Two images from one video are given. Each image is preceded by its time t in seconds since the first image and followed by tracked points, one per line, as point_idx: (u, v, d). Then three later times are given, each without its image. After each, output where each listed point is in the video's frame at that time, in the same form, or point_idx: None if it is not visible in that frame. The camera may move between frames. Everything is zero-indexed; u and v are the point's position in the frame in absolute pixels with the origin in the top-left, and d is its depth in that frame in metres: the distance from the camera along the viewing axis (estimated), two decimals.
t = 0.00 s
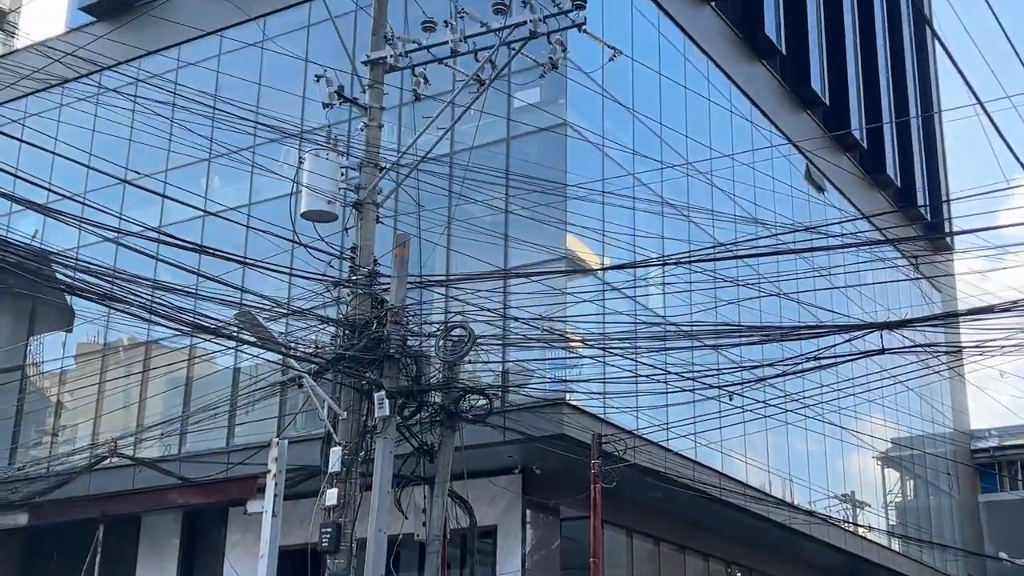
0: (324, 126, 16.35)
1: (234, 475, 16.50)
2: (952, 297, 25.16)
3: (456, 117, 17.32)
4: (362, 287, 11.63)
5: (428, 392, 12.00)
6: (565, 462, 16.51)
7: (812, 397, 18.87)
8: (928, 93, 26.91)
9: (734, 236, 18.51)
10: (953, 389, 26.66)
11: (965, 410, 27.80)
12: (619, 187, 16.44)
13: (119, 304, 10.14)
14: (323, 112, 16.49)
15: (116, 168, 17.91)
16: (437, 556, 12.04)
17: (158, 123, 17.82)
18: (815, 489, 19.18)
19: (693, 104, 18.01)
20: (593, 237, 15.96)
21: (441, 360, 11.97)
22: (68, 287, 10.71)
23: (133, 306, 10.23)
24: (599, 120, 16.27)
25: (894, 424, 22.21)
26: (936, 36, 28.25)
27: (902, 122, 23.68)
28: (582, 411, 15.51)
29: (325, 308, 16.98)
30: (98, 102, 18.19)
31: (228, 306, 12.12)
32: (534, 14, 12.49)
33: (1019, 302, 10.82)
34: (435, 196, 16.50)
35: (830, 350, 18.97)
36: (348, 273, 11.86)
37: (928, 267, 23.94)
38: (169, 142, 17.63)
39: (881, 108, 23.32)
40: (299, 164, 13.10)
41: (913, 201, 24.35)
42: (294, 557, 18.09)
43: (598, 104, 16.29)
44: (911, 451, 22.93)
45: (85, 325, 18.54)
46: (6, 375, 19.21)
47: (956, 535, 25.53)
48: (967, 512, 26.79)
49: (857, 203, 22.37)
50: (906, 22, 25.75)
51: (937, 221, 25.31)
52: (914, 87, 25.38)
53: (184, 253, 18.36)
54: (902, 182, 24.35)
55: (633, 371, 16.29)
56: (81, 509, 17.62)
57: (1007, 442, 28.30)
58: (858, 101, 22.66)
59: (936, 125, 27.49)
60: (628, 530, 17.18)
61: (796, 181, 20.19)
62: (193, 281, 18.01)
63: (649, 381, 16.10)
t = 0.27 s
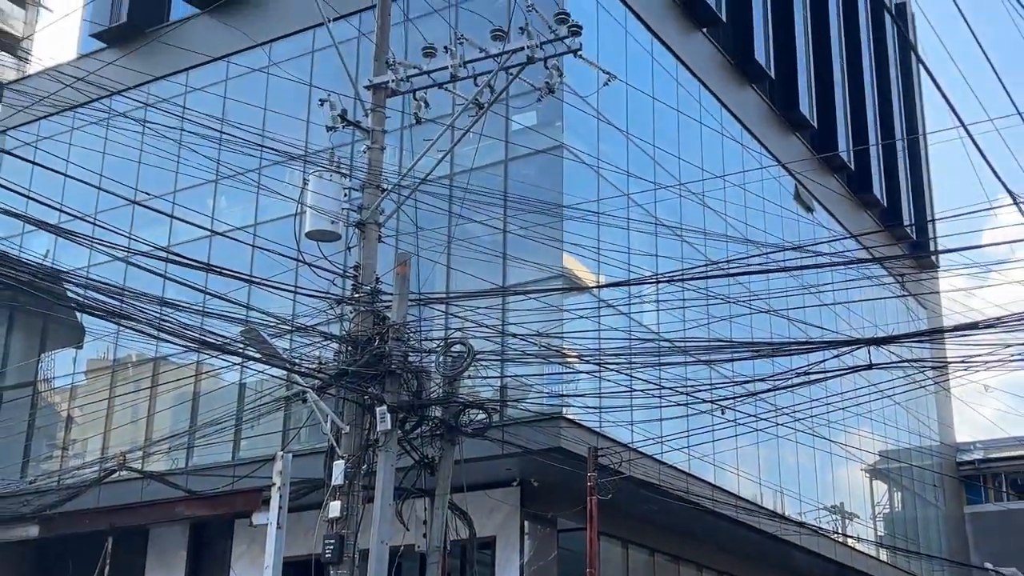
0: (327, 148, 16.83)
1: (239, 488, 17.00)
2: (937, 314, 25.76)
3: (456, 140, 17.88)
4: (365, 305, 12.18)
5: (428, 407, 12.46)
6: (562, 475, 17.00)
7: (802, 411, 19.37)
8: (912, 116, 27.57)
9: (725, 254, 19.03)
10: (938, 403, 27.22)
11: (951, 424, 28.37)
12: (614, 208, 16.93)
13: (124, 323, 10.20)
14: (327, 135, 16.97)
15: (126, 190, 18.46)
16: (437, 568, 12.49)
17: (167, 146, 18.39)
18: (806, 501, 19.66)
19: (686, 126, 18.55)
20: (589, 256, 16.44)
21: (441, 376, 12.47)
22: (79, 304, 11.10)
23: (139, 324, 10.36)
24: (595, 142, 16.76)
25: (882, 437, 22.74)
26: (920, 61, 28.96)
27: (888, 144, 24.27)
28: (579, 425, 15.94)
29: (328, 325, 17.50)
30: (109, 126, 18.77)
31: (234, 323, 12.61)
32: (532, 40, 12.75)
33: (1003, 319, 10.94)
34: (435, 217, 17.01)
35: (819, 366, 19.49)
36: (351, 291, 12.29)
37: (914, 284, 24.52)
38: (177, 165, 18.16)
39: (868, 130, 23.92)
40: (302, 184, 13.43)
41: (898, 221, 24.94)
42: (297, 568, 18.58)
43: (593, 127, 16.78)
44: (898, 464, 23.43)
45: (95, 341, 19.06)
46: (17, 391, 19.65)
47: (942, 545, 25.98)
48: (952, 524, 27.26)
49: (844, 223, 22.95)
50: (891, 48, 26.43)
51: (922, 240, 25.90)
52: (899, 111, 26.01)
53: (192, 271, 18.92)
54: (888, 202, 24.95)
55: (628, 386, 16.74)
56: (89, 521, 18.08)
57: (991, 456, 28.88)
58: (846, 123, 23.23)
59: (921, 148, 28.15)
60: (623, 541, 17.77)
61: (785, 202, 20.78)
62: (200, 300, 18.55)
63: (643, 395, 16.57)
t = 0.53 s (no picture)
0: (334, 169, 17.47)
1: (250, 497, 17.69)
2: (922, 327, 26.55)
3: (458, 162, 18.62)
4: (371, 320, 12.67)
5: (432, 417, 13.14)
6: (560, 484, 17.68)
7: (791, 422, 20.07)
8: (895, 137, 28.46)
9: (717, 271, 19.75)
10: (923, 414, 27.98)
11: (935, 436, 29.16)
12: (610, 226, 17.62)
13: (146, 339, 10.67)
14: (334, 156, 17.64)
15: (141, 210, 19.23)
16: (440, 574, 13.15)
17: (181, 168, 19.19)
18: (795, 508, 20.34)
19: (678, 148, 19.29)
20: (586, 272, 17.11)
21: (445, 388, 13.17)
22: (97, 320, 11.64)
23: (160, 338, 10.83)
24: (591, 162, 17.45)
25: (868, 447, 23.47)
26: (901, 85, 29.91)
27: (874, 165, 25.07)
28: (578, 435, 16.66)
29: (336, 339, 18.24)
30: (124, 149, 19.57)
31: (246, 337, 13.28)
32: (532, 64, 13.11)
33: (984, 332, 11.09)
34: (438, 235, 17.71)
35: (807, 378, 20.22)
36: (358, 306, 12.90)
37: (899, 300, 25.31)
38: (190, 185, 18.93)
39: (854, 151, 24.74)
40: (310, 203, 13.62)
41: (883, 238, 25.72)
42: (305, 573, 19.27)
43: (590, 148, 17.47)
44: (885, 472, 24.15)
45: (111, 355, 19.79)
46: (36, 403, 20.25)
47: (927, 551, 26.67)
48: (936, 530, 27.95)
49: (831, 241, 23.74)
50: (873, 73, 27.32)
51: (906, 258, 26.70)
52: (883, 132, 26.86)
53: (205, 287, 19.69)
54: (873, 221, 25.77)
55: (624, 398, 17.42)
56: (105, 529, 18.79)
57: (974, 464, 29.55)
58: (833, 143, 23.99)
59: (903, 169, 29.04)
60: (619, 548, 18.39)
61: (774, 221, 21.56)
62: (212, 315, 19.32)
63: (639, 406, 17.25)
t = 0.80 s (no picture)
0: (342, 189, 18.17)
1: (261, 504, 18.37)
2: (908, 338, 27.31)
3: (461, 180, 19.37)
4: (377, 333, 13.33)
5: (436, 426, 13.80)
6: (560, 491, 18.37)
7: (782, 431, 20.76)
8: (880, 157, 29.30)
9: (711, 285, 20.47)
10: (910, 422, 28.73)
11: (921, 442, 30.00)
12: (608, 242, 18.31)
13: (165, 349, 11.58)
14: (342, 176, 18.33)
15: (157, 227, 20.01)
16: None
17: (195, 186, 19.99)
18: (787, 514, 21.01)
19: (673, 167, 20.03)
20: (585, 287, 17.80)
21: (449, 398, 13.87)
22: (115, 331, 12.26)
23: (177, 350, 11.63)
24: (589, 181, 18.16)
25: (858, 455, 24.18)
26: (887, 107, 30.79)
27: (862, 183, 25.85)
28: (577, 444, 17.35)
29: (344, 351, 18.97)
30: (141, 169, 20.38)
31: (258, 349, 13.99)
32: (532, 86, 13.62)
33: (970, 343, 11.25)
34: (443, 251, 18.40)
35: (798, 389, 20.93)
36: (366, 320, 13.57)
37: (887, 313, 26.06)
38: (204, 204, 19.70)
39: (842, 169, 25.55)
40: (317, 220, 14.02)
41: (870, 254, 26.51)
42: None
43: (588, 167, 18.19)
44: (874, 480, 24.84)
45: (128, 367, 20.52)
46: (55, 414, 20.99)
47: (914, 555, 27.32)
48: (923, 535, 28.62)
49: (820, 256, 24.51)
50: (859, 94, 28.17)
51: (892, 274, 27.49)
52: (869, 152, 27.69)
53: (218, 301, 20.45)
54: (861, 237, 26.56)
55: (621, 408, 18.09)
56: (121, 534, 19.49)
57: (959, 469, 30.41)
58: (822, 162, 24.77)
59: (889, 187, 29.85)
60: (617, 554, 19.16)
61: (765, 237, 22.33)
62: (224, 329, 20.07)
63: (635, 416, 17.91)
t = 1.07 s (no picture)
0: (352, 206, 19.08)
1: (275, 507, 19.31)
2: (892, 348, 28.32)
3: (466, 198, 20.36)
4: (386, 344, 14.29)
5: (441, 432, 14.69)
6: (560, 494, 19.30)
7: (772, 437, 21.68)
8: (865, 177, 30.42)
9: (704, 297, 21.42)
10: (895, 429, 29.70)
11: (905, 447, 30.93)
12: (605, 257, 19.24)
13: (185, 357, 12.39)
14: (352, 194, 19.27)
15: (176, 243, 21.05)
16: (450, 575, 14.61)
17: (212, 205, 21.06)
18: (777, 516, 21.91)
19: (667, 185, 21.02)
20: (583, 299, 18.73)
21: (455, 406, 14.81)
22: (138, 342, 13.16)
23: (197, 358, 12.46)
24: (587, 198, 19.11)
25: (845, 460, 25.14)
26: (871, 129, 31.94)
27: (847, 201, 26.90)
28: (576, 449, 18.30)
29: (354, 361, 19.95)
30: (161, 188, 21.46)
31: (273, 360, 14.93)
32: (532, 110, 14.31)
33: (952, 354, 11.48)
34: (448, 265, 19.34)
35: (787, 398, 21.85)
36: (375, 331, 14.49)
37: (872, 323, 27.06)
38: (221, 221, 20.74)
39: (828, 187, 26.60)
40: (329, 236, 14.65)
41: (856, 268, 27.53)
42: None
43: (586, 185, 19.15)
44: (861, 484, 25.77)
45: (148, 377, 21.52)
46: (79, 421, 21.97)
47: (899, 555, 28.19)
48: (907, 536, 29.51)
49: (809, 270, 25.51)
50: (844, 117, 29.29)
51: (877, 288, 28.51)
52: (854, 172, 28.78)
53: (234, 314, 21.49)
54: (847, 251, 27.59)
55: (618, 415, 19.01)
56: (142, 536, 20.47)
57: (942, 473, 31.08)
58: (809, 181, 25.78)
59: (874, 205, 30.97)
60: (614, 553, 19.93)
61: (755, 253, 23.32)
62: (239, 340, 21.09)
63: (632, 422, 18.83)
